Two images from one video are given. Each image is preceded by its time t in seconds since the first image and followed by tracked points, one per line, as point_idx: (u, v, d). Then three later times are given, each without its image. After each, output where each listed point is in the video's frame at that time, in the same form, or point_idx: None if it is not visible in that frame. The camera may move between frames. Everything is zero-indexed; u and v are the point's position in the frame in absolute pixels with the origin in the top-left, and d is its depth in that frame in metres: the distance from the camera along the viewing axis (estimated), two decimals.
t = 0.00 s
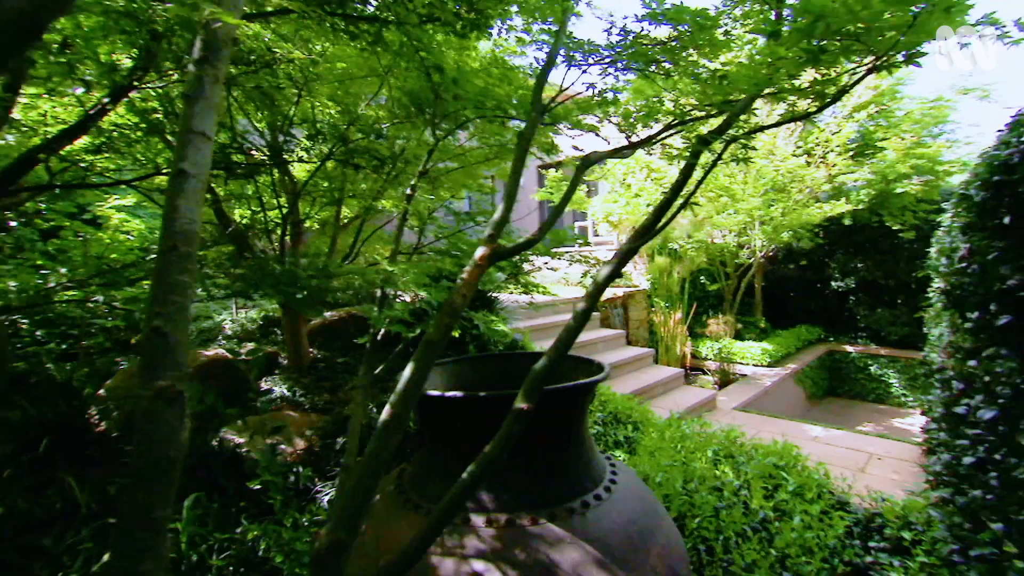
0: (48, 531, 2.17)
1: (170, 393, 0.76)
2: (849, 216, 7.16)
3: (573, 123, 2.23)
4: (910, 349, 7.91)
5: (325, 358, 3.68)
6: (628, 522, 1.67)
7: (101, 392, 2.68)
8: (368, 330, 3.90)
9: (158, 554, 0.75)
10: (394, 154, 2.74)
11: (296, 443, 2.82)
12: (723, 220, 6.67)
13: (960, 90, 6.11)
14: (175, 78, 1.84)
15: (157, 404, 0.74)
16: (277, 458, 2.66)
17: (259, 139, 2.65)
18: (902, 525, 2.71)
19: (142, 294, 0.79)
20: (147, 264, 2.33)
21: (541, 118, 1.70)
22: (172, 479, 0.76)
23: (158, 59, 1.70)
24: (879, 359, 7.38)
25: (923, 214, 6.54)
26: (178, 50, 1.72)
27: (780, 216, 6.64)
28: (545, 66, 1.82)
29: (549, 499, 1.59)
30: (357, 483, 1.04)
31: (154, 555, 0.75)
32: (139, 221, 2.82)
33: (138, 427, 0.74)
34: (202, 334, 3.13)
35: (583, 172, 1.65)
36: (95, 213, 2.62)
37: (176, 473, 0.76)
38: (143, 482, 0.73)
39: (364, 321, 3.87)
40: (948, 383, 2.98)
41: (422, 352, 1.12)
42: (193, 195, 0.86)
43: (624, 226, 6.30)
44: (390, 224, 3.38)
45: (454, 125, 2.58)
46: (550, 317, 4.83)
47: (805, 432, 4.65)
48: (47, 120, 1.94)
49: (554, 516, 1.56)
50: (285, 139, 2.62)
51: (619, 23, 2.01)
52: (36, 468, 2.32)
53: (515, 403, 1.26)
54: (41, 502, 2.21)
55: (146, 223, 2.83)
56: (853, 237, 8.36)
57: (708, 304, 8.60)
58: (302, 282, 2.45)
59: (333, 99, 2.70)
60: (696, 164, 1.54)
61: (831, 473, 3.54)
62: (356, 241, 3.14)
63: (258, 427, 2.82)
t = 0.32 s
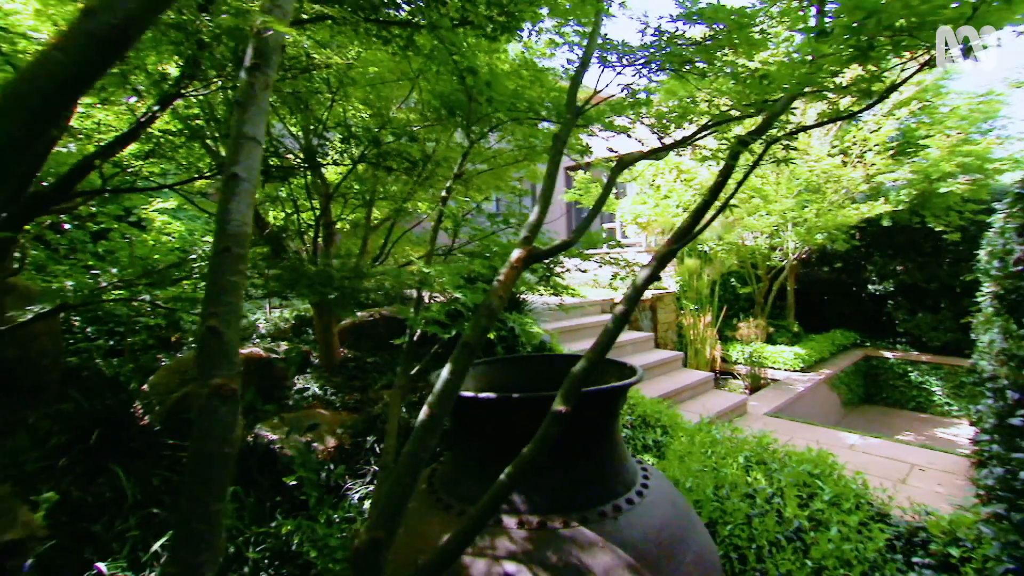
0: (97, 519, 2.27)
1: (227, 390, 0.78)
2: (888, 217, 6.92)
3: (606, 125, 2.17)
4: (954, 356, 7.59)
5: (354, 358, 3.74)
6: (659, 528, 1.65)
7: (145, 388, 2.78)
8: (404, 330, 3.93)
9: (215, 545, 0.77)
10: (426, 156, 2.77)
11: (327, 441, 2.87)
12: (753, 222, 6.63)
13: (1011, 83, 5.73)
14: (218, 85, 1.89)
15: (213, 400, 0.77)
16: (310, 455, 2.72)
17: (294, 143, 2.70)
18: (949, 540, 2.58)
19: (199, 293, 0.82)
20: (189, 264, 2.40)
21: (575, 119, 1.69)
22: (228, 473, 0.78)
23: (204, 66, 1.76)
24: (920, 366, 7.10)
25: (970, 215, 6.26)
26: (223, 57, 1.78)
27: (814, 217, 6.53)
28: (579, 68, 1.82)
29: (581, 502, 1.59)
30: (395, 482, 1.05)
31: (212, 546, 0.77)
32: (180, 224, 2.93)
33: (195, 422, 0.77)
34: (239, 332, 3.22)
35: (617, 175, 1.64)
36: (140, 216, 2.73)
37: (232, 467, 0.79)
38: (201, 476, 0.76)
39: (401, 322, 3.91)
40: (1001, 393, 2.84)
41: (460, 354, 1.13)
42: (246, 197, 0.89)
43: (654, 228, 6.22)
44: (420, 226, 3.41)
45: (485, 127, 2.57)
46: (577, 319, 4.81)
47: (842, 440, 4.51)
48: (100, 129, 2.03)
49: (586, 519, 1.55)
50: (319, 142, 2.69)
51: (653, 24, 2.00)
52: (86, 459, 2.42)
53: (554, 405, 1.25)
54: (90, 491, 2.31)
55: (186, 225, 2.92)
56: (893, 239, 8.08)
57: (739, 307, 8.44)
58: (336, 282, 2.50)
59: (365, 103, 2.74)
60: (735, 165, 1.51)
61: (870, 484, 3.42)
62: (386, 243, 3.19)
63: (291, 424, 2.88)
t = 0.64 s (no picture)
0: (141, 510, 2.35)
1: (279, 387, 0.81)
2: (931, 217, 6.66)
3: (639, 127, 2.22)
4: (1003, 364, 7.24)
5: (384, 358, 3.79)
6: (694, 535, 1.62)
7: (186, 385, 2.87)
8: (440, 332, 3.95)
9: (267, 539, 0.80)
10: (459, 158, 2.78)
11: (359, 440, 2.93)
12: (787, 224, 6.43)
13: None
14: (260, 92, 1.94)
15: (267, 397, 0.80)
16: (343, 452, 2.76)
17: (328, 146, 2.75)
18: (1002, 559, 2.45)
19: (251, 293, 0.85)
20: (228, 265, 2.47)
21: (611, 120, 1.68)
22: (280, 470, 0.81)
23: (245, 72, 1.81)
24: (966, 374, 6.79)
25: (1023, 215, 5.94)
26: (264, 63, 1.83)
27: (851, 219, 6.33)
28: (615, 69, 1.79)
29: (614, 506, 1.57)
30: (434, 482, 1.06)
31: (264, 540, 0.80)
32: (219, 226, 3.02)
33: (248, 418, 0.79)
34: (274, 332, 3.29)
35: (654, 176, 1.62)
36: (181, 218, 2.82)
37: (283, 464, 0.81)
38: (256, 471, 0.78)
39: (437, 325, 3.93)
40: None
41: (497, 355, 1.13)
42: (295, 199, 0.92)
43: (685, 230, 6.06)
44: (449, 227, 3.44)
45: (514, 128, 2.60)
46: (606, 322, 4.76)
47: (881, 450, 4.35)
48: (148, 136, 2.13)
49: (619, 523, 1.54)
50: (353, 146, 2.74)
51: (689, 24, 1.95)
52: (131, 452, 2.52)
53: (592, 409, 1.24)
54: (135, 482, 2.40)
55: (225, 227, 3.01)
56: (936, 241, 7.76)
57: (771, 310, 8.24)
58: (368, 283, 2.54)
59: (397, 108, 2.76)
60: (778, 165, 1.47)
61: (914, 496, 3.29)
62: (416, 245, 3.23)
63: (324, 422, 2.94)
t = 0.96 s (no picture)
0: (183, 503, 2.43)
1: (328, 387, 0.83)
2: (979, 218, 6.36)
3: (674, 127, 2.12)
4: None
5: (414, 358, 3.82)
6: (729, 543, 1.59)
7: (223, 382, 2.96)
8: (475, 334, 3.96)
9: (317, 536, 0.82)
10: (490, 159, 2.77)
11: (389, 439, 3.01)
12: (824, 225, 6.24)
13: None
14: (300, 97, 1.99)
15: (316, 397, 0.82)
16: (374, 451, 2.81)
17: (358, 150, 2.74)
18: None
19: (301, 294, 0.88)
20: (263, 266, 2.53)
21: (647, 122, 1.66)
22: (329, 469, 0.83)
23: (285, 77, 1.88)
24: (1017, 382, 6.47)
25: None
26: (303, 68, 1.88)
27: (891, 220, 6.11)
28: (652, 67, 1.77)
29: (647, 511, 1.55)
30: (471, 484, 1.07)
31: (313, 537, 0.82)
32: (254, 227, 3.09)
33: (299, 418, 0.81)
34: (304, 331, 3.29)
35: (690, 178, 1.60)
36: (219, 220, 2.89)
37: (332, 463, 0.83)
38: (308, 470, 0.81)
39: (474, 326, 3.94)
40: None
41: (535, 356, 1.14)
42: (341, 201, 0.94)
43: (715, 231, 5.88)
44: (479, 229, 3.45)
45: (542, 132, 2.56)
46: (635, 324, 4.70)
47: (925, 460, 4.18)
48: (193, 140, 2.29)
49: (652, 528, 1.52)
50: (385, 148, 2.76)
51: (726, 22, 1.93)
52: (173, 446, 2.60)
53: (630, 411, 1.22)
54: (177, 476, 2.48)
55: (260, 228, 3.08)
56: (984, 242, 7.42)
57: (805, 313, 8.01)
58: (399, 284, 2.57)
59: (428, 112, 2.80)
60: (820, 166, 1.43)
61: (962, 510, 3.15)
62: (446, 246, 3.25)
63: (356, 421, 2.98)
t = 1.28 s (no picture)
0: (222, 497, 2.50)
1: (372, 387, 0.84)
2: None
3: (707, 127, 2.09)
4: None
5: (444, 358, 3.85)
6: (766, 552, 1.55)
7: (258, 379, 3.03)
8: (511, 336, 3.96)
9: (362, 534, 0.83)
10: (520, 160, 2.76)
11: (419, 438, 3.04)
12: (864, 226, 6.04)
13: None
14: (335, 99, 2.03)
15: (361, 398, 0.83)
16: (405, 450, 2.83)
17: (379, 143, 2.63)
18: None
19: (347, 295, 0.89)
20: (297, 267, 2.58)
21: (684, 122, 1.64)
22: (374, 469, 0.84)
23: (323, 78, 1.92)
24: None
25: None
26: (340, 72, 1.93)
27: (936, 220, 5.86)
28: (689, 65, 1.74)
29: (681, 516, 1.52)
30: (507, 486, 1.07)
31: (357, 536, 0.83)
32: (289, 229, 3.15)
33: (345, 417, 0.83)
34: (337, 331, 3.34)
35: (730, 179, 1.57)
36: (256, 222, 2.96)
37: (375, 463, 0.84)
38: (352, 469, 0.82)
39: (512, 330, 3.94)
40: None
41: (574, 358, 1.14)
42: (388, 202, 0.96)
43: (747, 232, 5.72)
44: (508, 230, 3.45)
45: (573, 132, 2.55)
46: (665, 326, 4.63)
47: (974, 473, 3.99)
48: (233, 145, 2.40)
49: (687, 534, 1.49)
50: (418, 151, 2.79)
51: (766, 19, 1.89)
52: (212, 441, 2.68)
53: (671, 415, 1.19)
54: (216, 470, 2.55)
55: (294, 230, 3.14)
56: None
57: (841, 317, 7.77)
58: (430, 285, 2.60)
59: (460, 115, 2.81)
60: (866, 165, 1.38)
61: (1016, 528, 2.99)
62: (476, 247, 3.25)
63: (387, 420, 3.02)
